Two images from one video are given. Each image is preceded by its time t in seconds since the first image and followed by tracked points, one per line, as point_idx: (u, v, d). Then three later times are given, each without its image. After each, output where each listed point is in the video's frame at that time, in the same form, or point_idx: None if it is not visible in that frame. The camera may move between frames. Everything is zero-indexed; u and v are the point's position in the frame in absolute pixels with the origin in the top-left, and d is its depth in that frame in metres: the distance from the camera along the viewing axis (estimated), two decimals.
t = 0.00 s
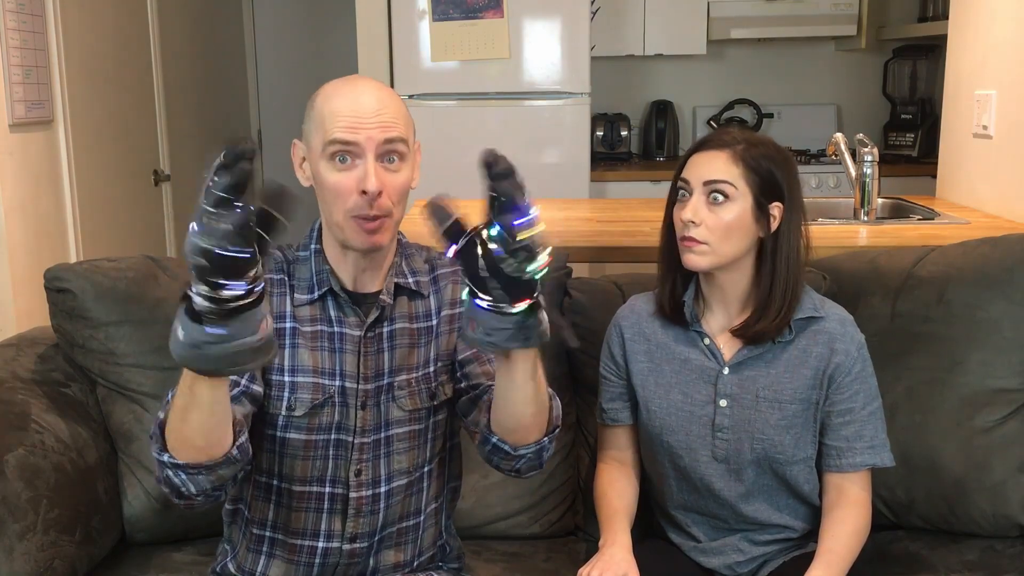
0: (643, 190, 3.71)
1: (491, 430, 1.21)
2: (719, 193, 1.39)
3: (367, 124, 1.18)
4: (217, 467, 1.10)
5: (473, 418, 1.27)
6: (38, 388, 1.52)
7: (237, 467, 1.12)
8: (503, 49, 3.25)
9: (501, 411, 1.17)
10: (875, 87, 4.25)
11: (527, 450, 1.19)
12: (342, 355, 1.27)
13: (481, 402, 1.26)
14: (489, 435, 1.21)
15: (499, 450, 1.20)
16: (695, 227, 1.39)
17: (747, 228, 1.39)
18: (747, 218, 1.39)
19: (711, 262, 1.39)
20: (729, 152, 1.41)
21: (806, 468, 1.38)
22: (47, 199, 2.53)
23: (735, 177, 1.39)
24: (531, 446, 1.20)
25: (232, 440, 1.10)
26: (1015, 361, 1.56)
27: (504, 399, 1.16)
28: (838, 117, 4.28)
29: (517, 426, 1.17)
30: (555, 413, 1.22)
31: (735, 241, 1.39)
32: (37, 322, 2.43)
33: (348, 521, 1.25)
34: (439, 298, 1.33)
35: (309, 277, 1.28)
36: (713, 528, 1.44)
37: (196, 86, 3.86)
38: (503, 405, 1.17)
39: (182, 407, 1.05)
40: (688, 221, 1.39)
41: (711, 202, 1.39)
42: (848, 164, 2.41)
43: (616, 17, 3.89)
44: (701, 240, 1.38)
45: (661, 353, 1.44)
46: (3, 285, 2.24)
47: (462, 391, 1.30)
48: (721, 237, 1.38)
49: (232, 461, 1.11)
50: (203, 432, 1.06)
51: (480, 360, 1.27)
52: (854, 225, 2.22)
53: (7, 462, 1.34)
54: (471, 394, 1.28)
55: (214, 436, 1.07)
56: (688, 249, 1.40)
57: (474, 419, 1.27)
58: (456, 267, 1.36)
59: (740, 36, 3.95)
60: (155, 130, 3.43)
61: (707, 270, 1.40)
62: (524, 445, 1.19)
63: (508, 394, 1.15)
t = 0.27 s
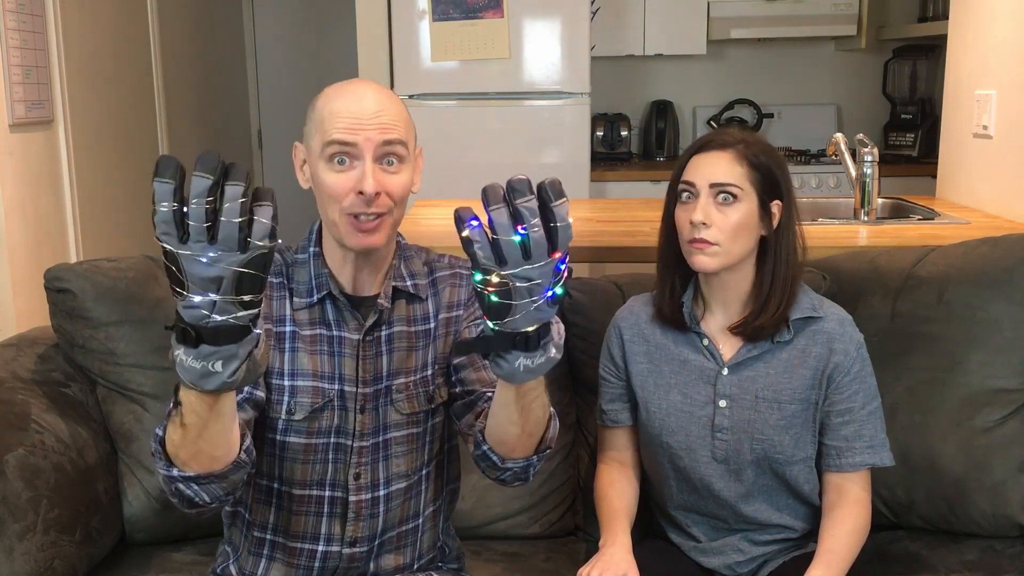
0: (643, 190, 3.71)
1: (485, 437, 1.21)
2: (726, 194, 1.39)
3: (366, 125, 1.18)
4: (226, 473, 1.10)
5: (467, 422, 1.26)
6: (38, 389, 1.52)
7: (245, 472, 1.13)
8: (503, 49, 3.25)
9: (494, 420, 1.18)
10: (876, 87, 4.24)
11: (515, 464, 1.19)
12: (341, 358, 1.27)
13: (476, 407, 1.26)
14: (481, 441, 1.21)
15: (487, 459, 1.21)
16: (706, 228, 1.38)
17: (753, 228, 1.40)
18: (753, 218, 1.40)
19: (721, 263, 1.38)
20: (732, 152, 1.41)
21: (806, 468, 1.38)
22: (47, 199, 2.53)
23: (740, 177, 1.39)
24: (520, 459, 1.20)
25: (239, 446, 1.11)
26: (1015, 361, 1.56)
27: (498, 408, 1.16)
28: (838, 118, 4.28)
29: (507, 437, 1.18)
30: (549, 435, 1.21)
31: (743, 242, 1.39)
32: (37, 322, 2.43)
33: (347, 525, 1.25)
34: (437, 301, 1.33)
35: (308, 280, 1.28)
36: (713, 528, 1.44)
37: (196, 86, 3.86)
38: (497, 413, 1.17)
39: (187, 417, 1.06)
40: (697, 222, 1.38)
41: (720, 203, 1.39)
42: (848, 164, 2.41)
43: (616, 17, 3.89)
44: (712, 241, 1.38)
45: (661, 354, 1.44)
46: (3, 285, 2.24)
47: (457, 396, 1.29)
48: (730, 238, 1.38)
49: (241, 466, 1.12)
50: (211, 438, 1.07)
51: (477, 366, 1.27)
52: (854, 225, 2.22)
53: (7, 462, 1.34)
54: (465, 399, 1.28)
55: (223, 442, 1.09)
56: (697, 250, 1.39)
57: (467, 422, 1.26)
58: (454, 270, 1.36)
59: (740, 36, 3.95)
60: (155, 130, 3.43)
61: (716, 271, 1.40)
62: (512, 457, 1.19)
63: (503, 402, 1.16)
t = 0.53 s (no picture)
0: (643, 190, 3.71)
1: (493, 439, 1.22)
2: (731, 194, 1.39)
3: (369, 126, 1.18)
4: (207, 476, 1.10)
5: (472, 424, 1.27)
6: (38, 389, 1.52)
7: (229, 479, 1.12)
8: (503, 49, 3.25)
9: (506, 418, 1.18)
10: (876, 87, 4.24)
11: (532, 456, 1.20)
12: (343, 359, 1.26)
13: (479, 408, 1.26)
14: (492, 446, 1.21)
15: (504, 459, 1.21)
16: (712, 229, 1.37)
17: (756, 228, 1.40)
18: (757, 218, 1.40)
19: (726, 262, 1.38)
20: (733, 152, 1.41)
21: (805, 467, 1.38)
22: (47, 198, 2.53)
23: (743, 177, 1.39)
24: (536, 450, 1.21)
25: (225, 450, 1.11)
26: (1015, 361, 1.56)
27: (508, 406, 1.17)
28: (838, 118, 4.28)
29: (524, 432, 1.19)
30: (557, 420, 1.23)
31: (748, 241, 1.39)
32: (37, 323, 2.43)
33: (348, 526, 1.25)
34: (440, 301, 1.33)
35: (308, 280, 1.27)
36: (712, 528, 1.44)
37: (196, 86, 3.86)
38: (507, 410, 1.18)
39: (173, 413, 1.07)
40: (704, 223, 1.38)
41: (724, 203, 1.39)
42: (848, 164, 2.41)
43: (616, 17, 3.89)
44: (717, 242, 1.37)
45: (659, 354, 1.44)
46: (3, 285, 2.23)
47: (461, 395, 1.29)
48: (735, 238, 1.38)
49: (223, 473, 1.11)
50: (197, 439, 1.07)
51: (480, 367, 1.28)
52: (854, 225, 2.22)
53: (7, 462, 1.34)
54: (468, 399, 1.28)
55: (207, 445, 1.08)
56: (702, 252, 1.39)
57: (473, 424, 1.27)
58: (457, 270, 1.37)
59: (740, 36, 3.95)
60: (155, 130, 3.43)
61: (721, 271, 1.39)
62: (529, 449, 1.20)
63: (513, 397, 1.16)
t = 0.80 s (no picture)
0: (643, 190, 3.71)
1: (496, 437, 1.23)
2: (734, 195, 1.39)
3: (407, 127, 1.15)
4: (217, 485, 1.10)
5: (474, 422, 1.29)
6: (38, 389, 1.52)
7: (238, 486, 1.13)
8: (503, 49, 3.25)
9: (509, 417, 1.20)
10: (876, 87, 4.24)
11: (535, 453, 1.22)
12: (346, 360, 1.25)
13: (481, 406, 1.28)
14: (494, 443, 1.23)
15: (506, 457, 1.23)
16: (714, 229, 1.37)
17: (757, 228, 1.40)
18: (757, 218, 1.40)
19: (727, 263, 1.38)
20: (735, 153, 1.41)
21: (805, 467, 1.38)
22: (47, 198, 2.53)
23: (744, 177, 1.39)
24: (537, 449, 1.23)
25: (235, 459, 1.11)
26: (1015, 361, 1.56)
27: (511, 405, 1.19)
28: (838, 118, 4.28)
29: (526, 430, 1.21)
30: (558, 416, 1.26)
31: (749, 241, 1.39)
32: (37, 323, 2.43)
33: (354, 526, 1.25)
34: (439, 300, 1.34)
35: (308, 283, 1.25)
36: (712, 528, 1.44)
37: (196, 86, 3.86)
38: (511, 410, 1.19)
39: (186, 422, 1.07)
40: (706, 224, 1.38)
41: (726, 204, 1.39)
42: (848, 164, 2.41)
43: (616, 16, 3.89)
44: (719, 242, 1.37)
45: (660, 354, 1.44)
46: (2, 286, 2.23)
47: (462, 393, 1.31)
48: (737, 239, 1.38)
49: (234, 481, 1.11)
50: (207, 448, 1.07)
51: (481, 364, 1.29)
52: (854, 225, 2.22)
53: (7, 462, 1.34)
54: (470, 396, 1.30)
55: (219, 454, 1.08)
56: (704, 252, 1.39)
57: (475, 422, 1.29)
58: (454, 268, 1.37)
59: (740, 36, 3.94)
60: (155, 130, 3.43)
61: (721, 272, 1.39)
62: (531, 448, 1.22)
63: (517, 397, 1.18)
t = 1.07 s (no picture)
0: (643, 190, 3.71)
1: (485, 430, 1.27)
2: (733, 196, 1.39)
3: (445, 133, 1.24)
4: (258, 500, 1.09)
5: (464, 413, 1.31)
6: (38, 388, 1.52)
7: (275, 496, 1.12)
8: (503, 49, 3.25)
9: (499, 414, 1.23)
10: (876, 87, 4.24)
11: (519, 453, 1.25)
12: (353, 361, 1.24)
13: (472, 399, 1.31)
14: (483, 435, 1.27)
15: (492, 449, 1.27)
16: (713, 230, 1.37)
17: (756, 228, 1.40)
18: (757, 218, 1.40)
19: (727, 264, 1.38)
20: (734, 154, 1.41)
21: (805, 467, 1.38)
22: (47, 198, 2.53)
23: (743, 178, 1.39)
24: (522, 448, 1.26)
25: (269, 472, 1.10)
26: (1015, 361, 1.56)
27: (500, 404, 1.22)
28: (838, 118, 4.28)
29: (512, 430, 1.23)
30: (550, 422, 1.27)
31: (748, 242, 1.39)
32: (37, 323, 2.43)
33: (361, 523, 1.25)
34: (431, 293, 1.35)
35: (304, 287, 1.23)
36: (713, 528, 1.44)
37: (196, 86, 3.86)
38: (500, 409, 1.22)
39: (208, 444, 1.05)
40: (704, 225, 1.38)
41: (726, 205, 1.39)
42: (848, 164, 2.41)
43: (616, 16, 3.89)
44: (719, 243, 1.37)
45: (660, 354, 1.44)
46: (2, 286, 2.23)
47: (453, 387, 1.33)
48: (736, 240, 1.38)
49: (272, 491, 1.11)
50: (241, 465, 1.05)
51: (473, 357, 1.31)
52: (854, 225, 2.22)
53: (7, 462, 1.34)
54: (460, 390, 1.32)
55: (255, 470, 1.07)
56: (703, 252, 1.39)
57: (464, 415, 1.31)
58: (440, 261, 1.38)
59: (740, 36, 3.94)
60: (155, 130, 3.43)
61: (720, 272, 1.39)
62: (516, 447, 1.25)
63: (506, 399, 1.21)
